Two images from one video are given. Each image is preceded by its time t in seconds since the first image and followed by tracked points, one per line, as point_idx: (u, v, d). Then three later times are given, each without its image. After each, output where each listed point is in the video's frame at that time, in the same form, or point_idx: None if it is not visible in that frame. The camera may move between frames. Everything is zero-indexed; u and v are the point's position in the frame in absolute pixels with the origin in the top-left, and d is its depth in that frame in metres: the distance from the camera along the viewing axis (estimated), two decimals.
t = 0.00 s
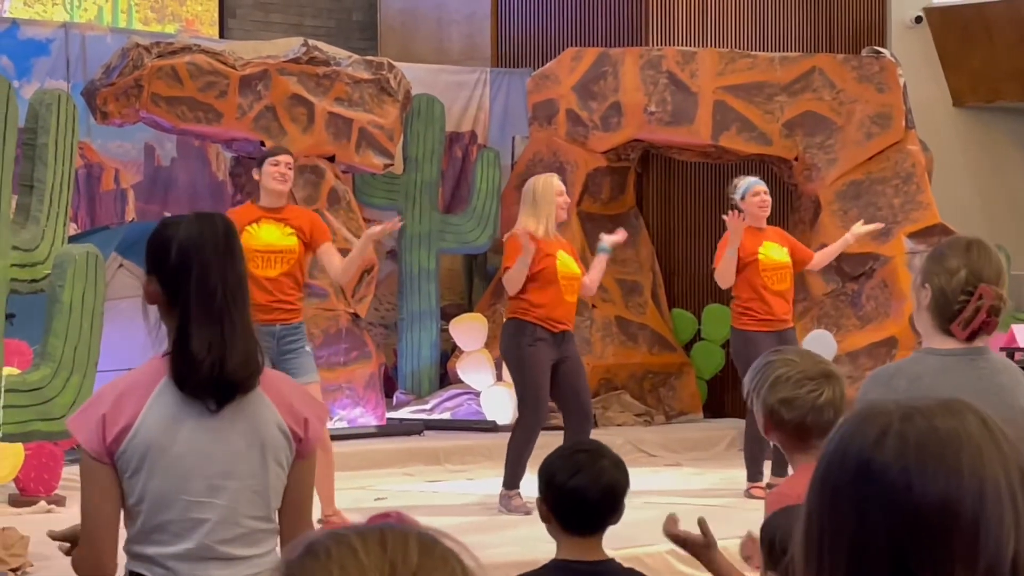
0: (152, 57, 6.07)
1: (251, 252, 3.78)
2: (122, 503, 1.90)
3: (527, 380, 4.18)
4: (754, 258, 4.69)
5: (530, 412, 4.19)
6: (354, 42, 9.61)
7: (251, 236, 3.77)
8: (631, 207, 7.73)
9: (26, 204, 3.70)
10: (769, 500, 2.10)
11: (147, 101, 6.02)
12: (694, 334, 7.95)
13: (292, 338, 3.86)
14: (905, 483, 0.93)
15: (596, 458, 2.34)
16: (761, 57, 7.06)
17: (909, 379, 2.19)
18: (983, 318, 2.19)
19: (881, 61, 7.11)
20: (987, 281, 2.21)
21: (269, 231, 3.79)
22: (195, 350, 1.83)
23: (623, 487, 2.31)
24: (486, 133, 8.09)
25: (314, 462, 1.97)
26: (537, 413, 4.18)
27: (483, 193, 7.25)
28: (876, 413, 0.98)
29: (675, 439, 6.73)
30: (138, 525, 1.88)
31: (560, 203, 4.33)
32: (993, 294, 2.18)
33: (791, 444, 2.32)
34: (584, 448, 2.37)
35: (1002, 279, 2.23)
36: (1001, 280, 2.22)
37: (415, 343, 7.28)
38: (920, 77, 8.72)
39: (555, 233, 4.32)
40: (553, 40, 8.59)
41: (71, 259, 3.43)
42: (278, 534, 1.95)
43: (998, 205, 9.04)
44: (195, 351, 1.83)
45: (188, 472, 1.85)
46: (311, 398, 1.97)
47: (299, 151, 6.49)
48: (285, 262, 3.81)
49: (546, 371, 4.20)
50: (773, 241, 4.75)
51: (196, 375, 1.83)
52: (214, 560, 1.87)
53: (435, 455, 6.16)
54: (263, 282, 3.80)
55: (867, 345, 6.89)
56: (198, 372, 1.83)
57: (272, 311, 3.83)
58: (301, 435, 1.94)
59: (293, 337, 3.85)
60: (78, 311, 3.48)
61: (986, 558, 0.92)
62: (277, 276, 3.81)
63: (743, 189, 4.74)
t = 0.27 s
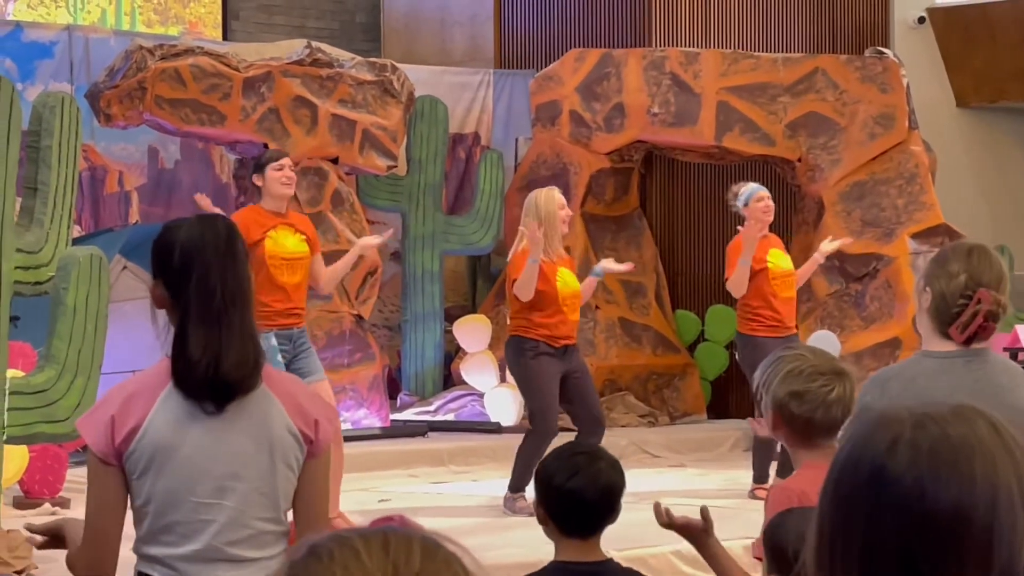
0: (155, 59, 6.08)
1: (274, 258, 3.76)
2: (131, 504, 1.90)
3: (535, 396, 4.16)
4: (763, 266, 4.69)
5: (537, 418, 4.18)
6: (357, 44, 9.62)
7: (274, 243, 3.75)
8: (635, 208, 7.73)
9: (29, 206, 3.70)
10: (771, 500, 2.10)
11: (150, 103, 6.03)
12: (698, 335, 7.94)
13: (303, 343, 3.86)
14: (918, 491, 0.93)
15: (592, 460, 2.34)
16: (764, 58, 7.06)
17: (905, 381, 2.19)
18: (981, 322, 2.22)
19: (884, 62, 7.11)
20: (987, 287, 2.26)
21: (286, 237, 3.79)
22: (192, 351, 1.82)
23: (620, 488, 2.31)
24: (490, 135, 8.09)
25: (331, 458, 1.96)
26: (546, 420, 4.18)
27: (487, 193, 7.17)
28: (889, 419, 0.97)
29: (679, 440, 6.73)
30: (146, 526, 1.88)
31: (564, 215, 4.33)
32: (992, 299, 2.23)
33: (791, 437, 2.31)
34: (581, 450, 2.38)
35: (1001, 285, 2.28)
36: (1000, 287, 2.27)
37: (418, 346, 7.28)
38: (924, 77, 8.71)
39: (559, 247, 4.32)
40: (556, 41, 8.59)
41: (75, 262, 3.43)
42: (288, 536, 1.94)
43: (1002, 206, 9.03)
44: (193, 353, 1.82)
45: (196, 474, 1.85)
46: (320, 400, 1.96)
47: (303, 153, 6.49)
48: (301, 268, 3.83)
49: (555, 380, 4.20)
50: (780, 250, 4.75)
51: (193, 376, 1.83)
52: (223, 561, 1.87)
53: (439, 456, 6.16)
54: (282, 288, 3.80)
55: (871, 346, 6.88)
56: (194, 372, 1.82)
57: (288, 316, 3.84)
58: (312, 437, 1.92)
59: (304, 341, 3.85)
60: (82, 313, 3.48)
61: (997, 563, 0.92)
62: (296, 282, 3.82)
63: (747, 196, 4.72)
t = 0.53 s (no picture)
0: (159, 62, 6.08)
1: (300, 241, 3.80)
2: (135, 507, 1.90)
3: (530, 383, 4.18)
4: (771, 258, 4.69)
5: (532, 414, 4.18)
6: (360, 46, 9.62)
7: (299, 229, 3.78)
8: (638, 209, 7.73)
9: (33, 210, 3.69)
10: (769, 503, 2.11)
11: (154, 106, 6.02)
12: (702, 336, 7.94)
13: (314, 335, 3.92)
14: (915, 491, 0.93)
15: (594, 460, 2.34)
16: (767, 59, 7.05)
17: (904, 380, 2.19)
18: (983, 319, 2.23)
19: (887, 62, 7.10)
20: (989, 283, 2.27)
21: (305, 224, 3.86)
22: (194, 352, 1.83)
23: (621, 488, 2.31)
24: (493, 136, 8.09)
25: (334, 465, 1.97)
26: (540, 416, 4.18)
27: (491, 195, 7.31)
28: (887, 418, 0.97)
29: (683, 441, 6.72)
30: (151, 529, 1.88)
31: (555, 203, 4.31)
32: (994, 295, 2.24)
33: (795, 435, 2.32)
34: (582, 451, 2.37)
35: (1003, 280, 2.28)
36: (1002, 282, 2.28)
37: (422, 348, 7.28)
38: (927, 78, 8.70)
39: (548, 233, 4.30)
40: (560, 43, 8.59)
41: (79, 264, 3.46)
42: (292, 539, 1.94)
43: (1007, 206, 9.02)
44: (194, 353, 1.83)
45: (199, 477, 1.85)
46: (325, 402, 1.96)
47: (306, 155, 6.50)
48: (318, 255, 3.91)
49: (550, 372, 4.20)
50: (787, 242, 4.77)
51: (193, 376, 1.82)
52: (226, 564, 1.87)
53: (443, 458, 6.15)
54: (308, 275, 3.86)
55: (875, 346, 6.88)
56: (195, 372, 1.82)
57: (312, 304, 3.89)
58: (317, 440, 1.93)
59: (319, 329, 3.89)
60: (86, 316, 3.49)
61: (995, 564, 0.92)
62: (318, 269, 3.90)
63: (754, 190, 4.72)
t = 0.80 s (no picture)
0: (162, 65, 6.09)
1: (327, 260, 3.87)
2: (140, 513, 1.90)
3: (528, 385, 4.17)
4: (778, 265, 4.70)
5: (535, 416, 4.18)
6: (363, 48, 9.63)
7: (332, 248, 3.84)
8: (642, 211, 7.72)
9: (37, 213, 3.69)
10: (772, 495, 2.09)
11: (157, 109, 6.03)
12: (705, 338, 7.94)
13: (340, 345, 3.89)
14: (903, 487, 0.96)
15: (599, 462, 2.34)
16: (770, 60, 7.05)
17: (912, 383, 2.19)
18: (989, 318, 2.23)
19: (890, 63, 7.09)
20: (991, 282, 2.27)
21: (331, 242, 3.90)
22: (196, 354, 1.82)
23: (627, 489, 2.31)
24: (496, 138, 8.09)
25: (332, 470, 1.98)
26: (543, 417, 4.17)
27: (494, 196, 7.29)
28: (875, 415, 1.00)
29: (687, 442, 6.72)
30: (155, 535, 1.88)
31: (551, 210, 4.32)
32: (997, 293, 2.24)
33: (797, 435, 2.32)
34: (588, 453, 2.37)
35: (1004, 278, 2.28)
36: (1004, 279, 2.28)
37: (427, 349, 7.28)
38: (931, 78, 8.68)
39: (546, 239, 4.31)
40: (563, 44, 8.59)
41: (83, 268, 3.49)
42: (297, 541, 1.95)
43: (1011, 206, 9.00)
44: (197, 356, 1.82)
45: (203, 481, 1.85)
46: (327, 404, 1.97)
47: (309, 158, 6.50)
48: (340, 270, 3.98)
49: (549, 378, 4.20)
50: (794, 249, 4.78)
51: (198, 379, 1.83)
52: (231, 567, 1.87)
53: (447, 460, 6.15)
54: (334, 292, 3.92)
55: (879, 347, 6.87)
56: (199, 375, 1.82)
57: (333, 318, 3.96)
58: (319, 442, 1.93)
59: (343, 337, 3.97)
60: (89, 319, 3.50)
61: (981, 560, 0.95)
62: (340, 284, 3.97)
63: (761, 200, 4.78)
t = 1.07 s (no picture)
0: (163, 69, 6.10)
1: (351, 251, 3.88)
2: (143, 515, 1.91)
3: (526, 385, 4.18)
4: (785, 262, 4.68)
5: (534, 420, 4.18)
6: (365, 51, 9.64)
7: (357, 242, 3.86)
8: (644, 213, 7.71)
9: (39, 217, 3.69)
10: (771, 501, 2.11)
11: (159, 112, 6.03)
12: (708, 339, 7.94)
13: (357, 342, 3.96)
14: (887, 487, 0.95)
15: (603, 463, 2.35)
16: (771, 61, 7.05)
17: (916, 387, 2.20)
18: (990, 319, 2.22)
19: (891, 64, 7.09)
20: (991, 283, 2.27)
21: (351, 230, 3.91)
22: (191, 355, 1.82)
23: (631, 491, 2.31)
24: (498, 140, 8.09)
25: (336, 471, 1.96)
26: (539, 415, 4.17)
27: (497, 199, 7.28)
28: (860, 416, 0.99)
29: (690, 444, 6.71)
30: (157, 537, 1.88)
31: (555, 208, 4.31)
32: (997, 295, 2.23)
33: (795, 438, 2.31)
34: (591, 454, 2.38)
35: (1004, 278, 2.28)
36: (1004, 280, 2.28)
37: (429, 352, 7.28)
38: (932, 78, 8.67)
39: (549, 238, 4.30)
40: (564, 46, 8.60)
41: (85, 271, 3.44)
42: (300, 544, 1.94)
43: (1012, 207, 8.99)
44: (192, 356, 1.82)
45: (203, 484, 1.85)
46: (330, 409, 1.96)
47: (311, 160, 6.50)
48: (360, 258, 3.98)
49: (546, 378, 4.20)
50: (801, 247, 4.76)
51: (191, 378, 1.83)
52: (232, 571, 1.87)
53: (450, 462, 6.15)
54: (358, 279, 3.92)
55: (881, 349, 6.86)
56: (193, 375, 1.82)
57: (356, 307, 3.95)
58: (320, 445, 1.92)
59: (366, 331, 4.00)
60: (92, 323, 3.47)
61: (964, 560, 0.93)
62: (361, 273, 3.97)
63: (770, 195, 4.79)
